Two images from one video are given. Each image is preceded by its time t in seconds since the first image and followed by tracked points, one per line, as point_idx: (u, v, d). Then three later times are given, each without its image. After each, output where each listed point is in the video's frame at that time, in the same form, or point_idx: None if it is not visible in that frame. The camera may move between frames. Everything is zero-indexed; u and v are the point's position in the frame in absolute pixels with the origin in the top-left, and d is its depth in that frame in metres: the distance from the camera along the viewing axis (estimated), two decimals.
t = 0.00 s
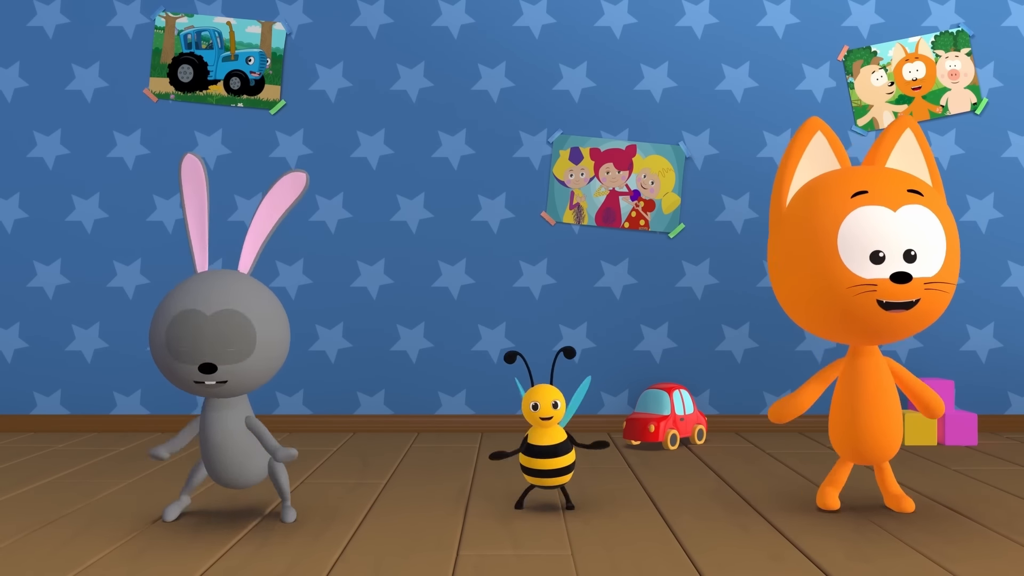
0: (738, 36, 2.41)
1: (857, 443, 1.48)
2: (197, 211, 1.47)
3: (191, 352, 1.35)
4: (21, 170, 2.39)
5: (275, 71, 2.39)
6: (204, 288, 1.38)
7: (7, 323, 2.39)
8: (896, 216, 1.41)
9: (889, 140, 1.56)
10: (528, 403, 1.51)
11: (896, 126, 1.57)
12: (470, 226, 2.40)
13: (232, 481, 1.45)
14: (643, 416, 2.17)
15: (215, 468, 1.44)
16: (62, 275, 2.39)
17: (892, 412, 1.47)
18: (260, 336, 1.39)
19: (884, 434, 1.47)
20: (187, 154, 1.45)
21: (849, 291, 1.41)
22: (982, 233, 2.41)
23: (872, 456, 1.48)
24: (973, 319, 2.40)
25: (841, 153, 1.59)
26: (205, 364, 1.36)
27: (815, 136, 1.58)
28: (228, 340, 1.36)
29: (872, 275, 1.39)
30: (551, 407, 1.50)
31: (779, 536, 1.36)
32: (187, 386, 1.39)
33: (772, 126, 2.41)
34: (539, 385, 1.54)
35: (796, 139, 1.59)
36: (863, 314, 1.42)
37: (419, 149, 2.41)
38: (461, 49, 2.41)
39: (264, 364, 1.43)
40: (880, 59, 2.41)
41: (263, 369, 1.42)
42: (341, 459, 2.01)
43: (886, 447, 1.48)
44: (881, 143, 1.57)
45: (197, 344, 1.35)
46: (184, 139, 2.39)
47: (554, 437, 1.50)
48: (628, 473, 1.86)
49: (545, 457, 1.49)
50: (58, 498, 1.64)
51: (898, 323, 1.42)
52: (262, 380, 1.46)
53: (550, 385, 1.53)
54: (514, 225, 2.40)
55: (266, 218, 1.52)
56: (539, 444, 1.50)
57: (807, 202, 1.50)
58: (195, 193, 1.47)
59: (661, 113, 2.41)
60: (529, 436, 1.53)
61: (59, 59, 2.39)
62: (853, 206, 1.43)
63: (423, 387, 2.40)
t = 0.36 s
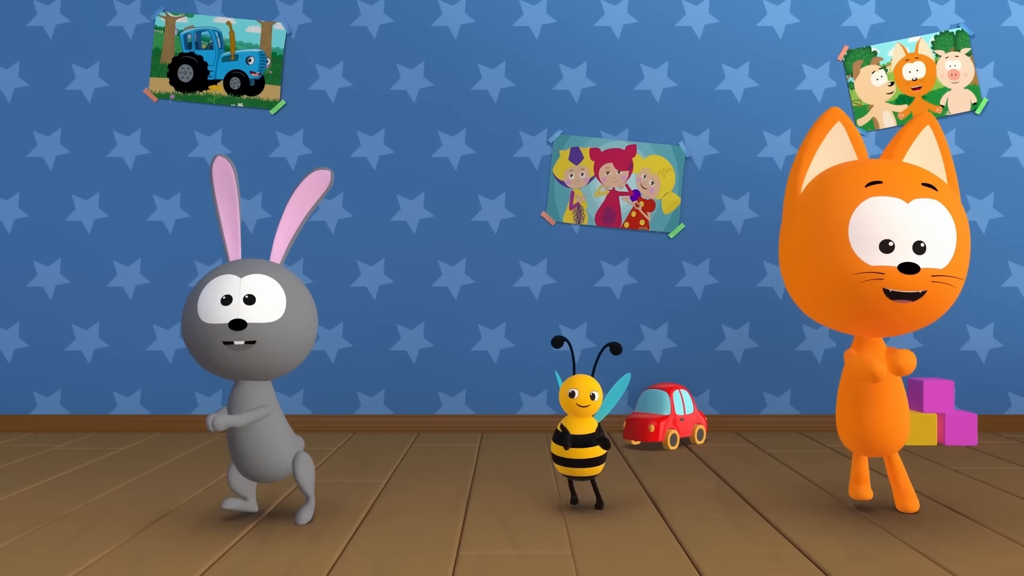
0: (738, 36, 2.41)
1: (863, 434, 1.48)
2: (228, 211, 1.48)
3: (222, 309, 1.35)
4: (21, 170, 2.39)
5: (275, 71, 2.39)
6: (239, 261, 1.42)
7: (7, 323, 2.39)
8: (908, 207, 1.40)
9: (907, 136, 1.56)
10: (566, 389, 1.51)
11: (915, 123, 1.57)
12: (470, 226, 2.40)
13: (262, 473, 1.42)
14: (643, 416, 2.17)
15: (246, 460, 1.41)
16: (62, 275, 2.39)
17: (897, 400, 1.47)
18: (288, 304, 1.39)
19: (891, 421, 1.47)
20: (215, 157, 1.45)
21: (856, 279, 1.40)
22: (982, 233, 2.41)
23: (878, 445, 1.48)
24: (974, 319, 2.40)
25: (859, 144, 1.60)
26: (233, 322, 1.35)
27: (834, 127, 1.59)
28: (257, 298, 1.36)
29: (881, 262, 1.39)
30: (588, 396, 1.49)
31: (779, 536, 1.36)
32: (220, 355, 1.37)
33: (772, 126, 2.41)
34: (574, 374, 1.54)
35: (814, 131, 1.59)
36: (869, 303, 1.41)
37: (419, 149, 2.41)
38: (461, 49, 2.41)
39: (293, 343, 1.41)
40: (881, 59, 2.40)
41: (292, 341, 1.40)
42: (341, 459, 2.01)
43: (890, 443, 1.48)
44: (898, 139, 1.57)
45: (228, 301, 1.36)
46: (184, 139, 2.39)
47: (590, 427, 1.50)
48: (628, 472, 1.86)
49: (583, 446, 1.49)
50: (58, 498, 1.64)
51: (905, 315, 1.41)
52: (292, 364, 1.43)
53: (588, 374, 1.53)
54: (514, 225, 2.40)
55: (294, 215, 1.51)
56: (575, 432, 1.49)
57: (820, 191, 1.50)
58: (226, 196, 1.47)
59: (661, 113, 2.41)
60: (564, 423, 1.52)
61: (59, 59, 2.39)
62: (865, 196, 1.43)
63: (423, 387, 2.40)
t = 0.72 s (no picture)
0: (738, 36, 2.41)
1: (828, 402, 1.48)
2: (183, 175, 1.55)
3: (205, 292, 1.39)
4: (21, 170, 2.39)
5: (275, 70, 2.39)
6: (209, 238, 1.43)
7: (7, 323, 2.39)
8: (868, 177, 1.41)
9: (866, 106, 1.56)
10: (511, 361, 1.56)
11: (874, 92, 1.57)
12: (470, 226, 2.40)
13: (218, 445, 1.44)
14: (643, 416, 2.17)
15: (201, 429, 1.42)
16: (62, 275, 2.39)
17: (866, 370, 1.48)
18: (266, 289, 1.46)
19: (858, 392, 1.46)
20: (159, 125, 1.51)
21: (819, 251, 1.42)
22: (982, 233, 2.41)
23: (844, 417, 1.48)
24: (974, 319, 2.40)
25: (818, 119, 1.61)
26: (218, 304, 1.39)
27: (792, 102, 1.60)
28: (239, 280, 1.41)
29: (844, 234, 1.40)
30: (531, 366, 1.54)
31: (779, 536, 1.36)
32: (193, 330, 1.40)
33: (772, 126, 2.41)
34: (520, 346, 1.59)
35: (773, 105, 1.60)
36: (835, 275, 1.43)
37: (419, 149, 2.41)
38: (461, 49, 2.41)
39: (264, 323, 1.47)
40: (880, 59, 2.41)
41: (262, 321, 1.46)
42: (341, 459, 2.01)
43: (859, 413, 1.47)
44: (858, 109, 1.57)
45: (211, 282, 1.39)
46: (184, 139, 2.39)
47: (535, 398, 1.55)
48: (628, 472, 1.86)
49: (527, 417, 1.54)
50: (57, 498, 1.63)
51: (870, 284, 1.43)
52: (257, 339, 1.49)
53: (533, 346, 1.58)
54: (514, 225, 2.40)
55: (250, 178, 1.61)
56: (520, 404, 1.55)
57: (781, 166, 1.51)
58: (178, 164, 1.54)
59: (661, 113, 2.41)
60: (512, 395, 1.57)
61: (59, 59, 2.39)
62: (825, 169, 1.44)
63: (423, 387, 2.40)
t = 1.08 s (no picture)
0: (738, 36, 2.41)
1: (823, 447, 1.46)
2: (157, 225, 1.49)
3: (186, 328, 1.37)
4: (21, 171, 2.39)
5: (275, 71, 2.39)
6: (185, 276, 1.42)
7: (7, 323, 2.39)
8: (867, 230, 1.39)
9: (859, 148, 1.56)
10: (496, 404, 1.54)
11: (865, 133, 1.56)
12: (470, 226, 2.40)
13: (210, 478, 1.43)
14: (643, 416, 2.17)
15: (187, 464, 1.42)
16: (62, 275, 2.39)
17: (858, 412, 1.47)
18: (246, 318, 1.44)
19: (849, 441, 1.46)
20: (131, 176, 1.41)
21: (819, 306, 1.40)
22: (982, 233, 2.41)
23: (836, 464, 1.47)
24: (973, 319, 2.40)
25: (812, 161, 1.60)
26: (200, 340, 1.38)
27: (785, 144, 1.58)
28: (220, 314, 1.40)
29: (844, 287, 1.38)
30: (516, 409, 1.52)
31: (778, 536, 1.36)
32: (176, 369, 1.39)
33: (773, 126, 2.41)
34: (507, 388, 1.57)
35: (766, 147, 1.58)
36: (833, 329, 1.42)
37: (419, 149, 2.41)
38: (461, 49, 2.41)
39: (248, 356, 1.46)
40: (880, 59, 2.40)
41: (246, 359, 1.45)
42: (341, 459, 2.01)
43: (848, 458, 1.47)
44: (850, 152, 1.57)
45: (192, 318, 1.38)
46: (184, 139, 2.39)
47: (519, 439, 1.52)
48: (628, 473, 1.86)
49: (510, 458, 1.51)
50: (57, 498, 1.63)
51: (868, 337, 1.41)
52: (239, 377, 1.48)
53: (519, 387, 1.55)
54: (514, 225, 2.40)
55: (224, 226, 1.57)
56: (503, 444, 1.52)
57: (778, 214, 1.49)
58: (152, 209, 1.47)
59: (661, 113, 2.41)
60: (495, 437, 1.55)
61: (59, 59, 2.39)
62: (823, 221, 1.42)
63: (423, 387, 2.40)
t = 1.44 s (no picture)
0: (738, 36, 2.41)
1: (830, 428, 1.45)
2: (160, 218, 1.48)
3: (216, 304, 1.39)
4: (21, 170, 2.39)
5: (275, 70, 2.39)
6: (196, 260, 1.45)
7: (7, 323, 2.39)
8: (857, 203, 1.42)
9: (823, 135, 1.59)
10: (503, 393, 1.53)
11: (825, 124, 1.61)
12: (470, 226, 2.40)
13: (219, 470, 1.44)
14: (643, 416, 2.17)
15: (196, 456, 1.42)
16: (62, 275, 2.39)
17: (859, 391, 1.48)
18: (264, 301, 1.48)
19: (851, 421, 1.46)
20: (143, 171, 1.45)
21: (824, 281, 1.39)
22: (982, 233, 2.41)
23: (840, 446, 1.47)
24: (973, 319, 2.40)
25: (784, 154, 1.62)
26: (225, 308, 1.40)
27: (758, 138, 1.59)
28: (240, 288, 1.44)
29: (849, 258, 1.38)
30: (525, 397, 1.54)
31: (778, 536, 1.36)
32: (202, 338, 1.38)
33: (773, 126, 2.41)
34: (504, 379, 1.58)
35: (740, 143, 1.59)
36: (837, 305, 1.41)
37: (419, 149, 2.40)
38: (461, 50, 2.41)
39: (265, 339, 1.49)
40: (880, 58, 2.40)
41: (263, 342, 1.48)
42: (341, 459, 2.01)
43: (853, 439, 1.47)
44: (815, 140, 1.60)
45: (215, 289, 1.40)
46: (184, 139, 2.39)
47: (522, 430, 1.53)
48: (628, 473, 1.86)
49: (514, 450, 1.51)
50: (57, 498, 1.63)
51: (867, 310, 1.42)
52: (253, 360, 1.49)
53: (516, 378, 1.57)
54: (514, 225, 2.40)
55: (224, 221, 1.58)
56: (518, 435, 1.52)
57: (765, 199, 1.49)
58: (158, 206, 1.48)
59: (661, 113, 2.41)
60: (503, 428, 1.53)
61: (59, 59, 2.39)
62: (816, 198, 1.43)
63: (423, 387, 2.40)
